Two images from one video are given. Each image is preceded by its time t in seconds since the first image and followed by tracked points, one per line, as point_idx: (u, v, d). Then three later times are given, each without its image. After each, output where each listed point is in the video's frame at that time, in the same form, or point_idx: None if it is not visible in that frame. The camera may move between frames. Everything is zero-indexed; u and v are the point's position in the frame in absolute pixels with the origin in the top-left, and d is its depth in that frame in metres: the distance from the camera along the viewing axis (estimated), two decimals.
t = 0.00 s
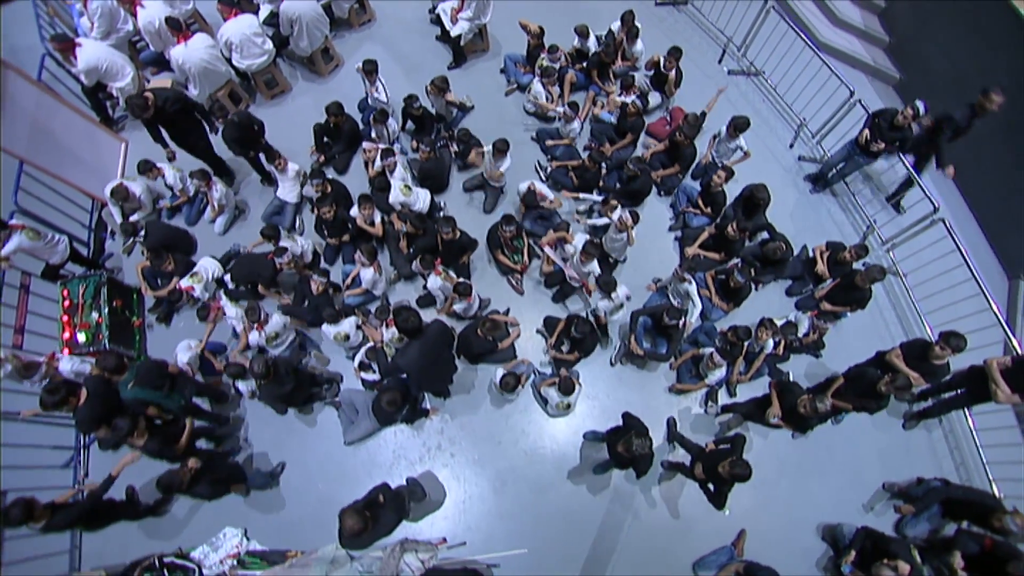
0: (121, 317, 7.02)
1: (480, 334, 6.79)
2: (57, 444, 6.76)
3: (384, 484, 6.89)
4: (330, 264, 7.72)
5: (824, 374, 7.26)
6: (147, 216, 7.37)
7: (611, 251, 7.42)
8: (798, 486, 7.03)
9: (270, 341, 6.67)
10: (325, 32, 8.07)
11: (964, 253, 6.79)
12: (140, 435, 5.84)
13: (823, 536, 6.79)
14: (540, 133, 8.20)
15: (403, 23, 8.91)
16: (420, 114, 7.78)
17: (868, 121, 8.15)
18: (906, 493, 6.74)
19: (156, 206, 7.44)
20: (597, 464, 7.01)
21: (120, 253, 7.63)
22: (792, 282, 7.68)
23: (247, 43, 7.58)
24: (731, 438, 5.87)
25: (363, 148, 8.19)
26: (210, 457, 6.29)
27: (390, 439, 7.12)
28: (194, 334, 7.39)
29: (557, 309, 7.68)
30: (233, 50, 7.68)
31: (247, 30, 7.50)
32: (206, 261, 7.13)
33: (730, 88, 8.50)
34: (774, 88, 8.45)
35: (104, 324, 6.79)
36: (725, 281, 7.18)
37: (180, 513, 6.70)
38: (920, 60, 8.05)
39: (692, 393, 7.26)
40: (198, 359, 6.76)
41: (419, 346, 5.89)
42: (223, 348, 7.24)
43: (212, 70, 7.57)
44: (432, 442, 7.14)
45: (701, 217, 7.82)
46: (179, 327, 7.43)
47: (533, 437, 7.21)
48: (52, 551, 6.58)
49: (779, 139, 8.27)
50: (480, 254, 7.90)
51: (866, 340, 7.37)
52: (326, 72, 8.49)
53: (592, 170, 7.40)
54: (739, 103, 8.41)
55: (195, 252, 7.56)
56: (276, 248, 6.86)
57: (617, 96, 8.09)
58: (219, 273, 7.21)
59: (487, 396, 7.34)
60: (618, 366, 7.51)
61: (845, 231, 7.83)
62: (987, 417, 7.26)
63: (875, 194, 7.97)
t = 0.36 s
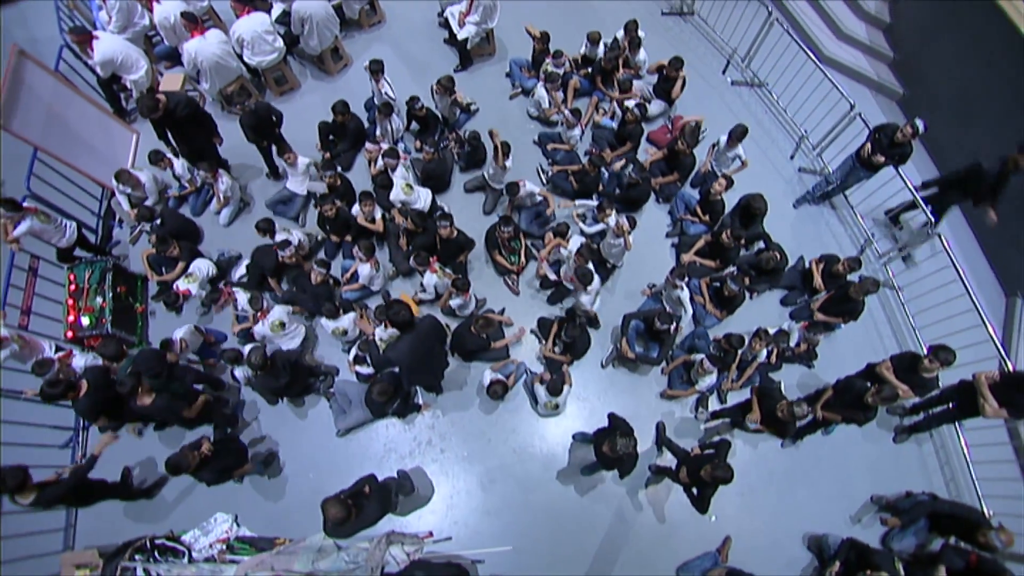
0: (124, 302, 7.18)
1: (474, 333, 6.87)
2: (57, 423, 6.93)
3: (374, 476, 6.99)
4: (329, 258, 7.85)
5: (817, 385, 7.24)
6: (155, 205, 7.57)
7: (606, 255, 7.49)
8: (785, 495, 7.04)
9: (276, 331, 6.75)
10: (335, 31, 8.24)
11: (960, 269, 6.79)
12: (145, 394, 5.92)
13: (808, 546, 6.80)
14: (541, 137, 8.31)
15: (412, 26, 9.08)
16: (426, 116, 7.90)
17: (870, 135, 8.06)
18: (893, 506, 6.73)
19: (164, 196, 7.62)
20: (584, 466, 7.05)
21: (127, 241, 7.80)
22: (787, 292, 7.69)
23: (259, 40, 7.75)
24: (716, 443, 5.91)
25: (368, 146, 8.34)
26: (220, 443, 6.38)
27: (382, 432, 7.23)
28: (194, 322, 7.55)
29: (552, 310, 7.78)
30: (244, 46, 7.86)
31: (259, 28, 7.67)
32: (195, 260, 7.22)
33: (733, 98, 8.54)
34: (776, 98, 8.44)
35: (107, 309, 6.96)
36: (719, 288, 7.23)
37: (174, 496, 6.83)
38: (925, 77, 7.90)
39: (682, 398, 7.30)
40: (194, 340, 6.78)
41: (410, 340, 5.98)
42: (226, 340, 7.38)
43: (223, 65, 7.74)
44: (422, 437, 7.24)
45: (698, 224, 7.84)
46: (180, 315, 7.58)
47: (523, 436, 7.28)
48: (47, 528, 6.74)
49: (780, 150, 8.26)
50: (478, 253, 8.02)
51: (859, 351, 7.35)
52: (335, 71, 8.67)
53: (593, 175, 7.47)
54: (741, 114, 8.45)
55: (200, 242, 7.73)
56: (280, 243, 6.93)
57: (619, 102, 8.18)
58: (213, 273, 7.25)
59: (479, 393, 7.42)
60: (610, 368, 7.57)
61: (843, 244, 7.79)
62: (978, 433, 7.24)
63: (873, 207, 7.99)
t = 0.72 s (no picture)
0: (126, 302, 7.32)
1: (467, 344, 6.92)
2: (54, 419, 7.05)
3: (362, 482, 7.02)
4: (329, 266, 7.99)
5: (809, 407, 7.20)
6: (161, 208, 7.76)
7: (601, 271, 7.58)
8: (774, 517, 6.98)
9: (298, 324, 6.98)
10: (345, 46, 8.48)
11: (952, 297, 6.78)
12: (152, 378, 5.93)
13: (797, 569, 6.71)
14: (542, 154, 8.45)
15: (421, 43, 9.32)
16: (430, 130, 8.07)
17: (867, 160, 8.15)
18: (883, 531, 6.65)
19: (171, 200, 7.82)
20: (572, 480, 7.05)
21: (133, 243, 7.98)
22: (781, 313, 7.69)
23: (270, 52, 7.99)
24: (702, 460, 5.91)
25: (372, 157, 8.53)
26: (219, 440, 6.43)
27: (372, 439, 7.28)
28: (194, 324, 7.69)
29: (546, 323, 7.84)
30: (256, 58, 8.10)
31: (271, 41, 7.92)
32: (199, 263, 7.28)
33: (733, 121, 8.65)
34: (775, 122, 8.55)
35: (110, 307, 7.09)
36: (713, 308, 7.24)
37: (164, 496, 6.90)
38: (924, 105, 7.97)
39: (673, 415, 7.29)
40: (186, 334, 6.92)
41: (400, 346, 6.06)
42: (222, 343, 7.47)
43: (234, 75, 7.97)
44: (412, 446, 7.27)
45: (694, 244, 7.89)
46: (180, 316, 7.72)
47: (513, 448, 7.29)
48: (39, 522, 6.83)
49: (778, 173, 8.34)
50: (476, 265, 8.12)
51: (852, 374, 7.31)
52: (343, 84, 8.91)
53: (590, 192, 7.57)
54: (740, 137, 8.55)
55: (204, 246, 7.91)
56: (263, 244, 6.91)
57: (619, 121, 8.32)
58: (213, 277, 7.36)
59: (471, 403, 7.48)
60: (601, 383, 7.60)
61: (838, 267, 7.81)
62: (972, 461, 7.17)
63: (869, 232, 8.00)
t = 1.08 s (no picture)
0: (129, 312, 7.49)
1: (461, 366, 6.95)
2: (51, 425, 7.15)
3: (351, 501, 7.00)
4: (329, 284, 8.11)
5: (804, 439, 7.10)
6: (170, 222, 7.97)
7: (596, 297, 7.63)
8: (766, 552, 6.83)
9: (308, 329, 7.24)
10: (355, 72, 8.77)
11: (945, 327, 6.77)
12: (169, 381, 6.04)
13: None
14: (542, 181, 8.61)
15: (429, 72, 9.63)
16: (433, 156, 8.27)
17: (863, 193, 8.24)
18: (879, 570, 6.48)
19: (178, 215, 8.04)
20: (561, 506, 6.97)
21: (140, 256, 8.20)
22: (776, 344, 7.67)
23: (283, 77, 8.29)
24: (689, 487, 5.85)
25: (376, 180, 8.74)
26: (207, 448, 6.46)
27: (363, 457, 7.28)
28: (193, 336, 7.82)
29: (539, 346, 7.88)
30: (269, 82, 8.40)
31: (284, 66, 8.22)
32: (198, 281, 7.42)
33: (732, 154, 8.78)
34: (773, 156, 8.68)
35: (112, 316, 7.25)
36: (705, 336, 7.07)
37: (153, 506, 6.93)
38: (918, 138, 8.08)
39: (665, 444, 7.24)
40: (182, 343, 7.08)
41: (389, 364, 6.11)
42: (220, 356, 7.65)
43: (247, 98, 8.26)
44: (402, 465, 7.26)
45: (689, 272, 7.93)
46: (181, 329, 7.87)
47: (502, 471, 7.25)
48: (28, 528, 6.86)
49: (775, 205, 8.42)
50: (473, 288, 8.22)
51: (848, 407, 7.23)
52: (352, 109, 9.19)
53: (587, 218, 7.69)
54: (739, 169, 8.66)
55: (208, 260, 8.09)
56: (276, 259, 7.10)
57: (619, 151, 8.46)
58: (211, 295, 7.45)
59: (463, 424, 7.49)
60: (593, 409, 7.58)
61: (835, 299, 7.80)
62: (972, 502, 7.00)
63: (866, 265, 8.01)
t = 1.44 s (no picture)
0: (131, 325, 7.61)
1: (455, 389, 6.93)
2: (46, 434, 7.22)
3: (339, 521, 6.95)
4: (327, 303, 8.22)
5: (798, 472, 6.99)
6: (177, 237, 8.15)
7: (591, 323, 7.66)
8: None
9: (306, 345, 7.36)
10: (364, 100, 9.06)
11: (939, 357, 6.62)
12: (167, 394, 6.08)
13: None
14: (542, 208, 8.75)
15: (436, 102, 9.91)
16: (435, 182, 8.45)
17: (861, 228, 8.27)
18: None
19: (185, 232, 8.24)
20: (550, 534, 6.86)
21: (146, 271, 8.38)
22: (772, 376, 7.61)
23: (294, 102, 8.57)
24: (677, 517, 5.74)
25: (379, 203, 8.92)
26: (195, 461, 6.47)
27: (352, 477, 7.26)
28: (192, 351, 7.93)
29: (534, 371, 7.88)
30: (280, 107, 8.69)
31: (295, 92, 8.52)
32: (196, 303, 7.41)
33: (730, 187, 8.88)
34: (772, 190, 8.76)
35: (115, 328, 7.37)
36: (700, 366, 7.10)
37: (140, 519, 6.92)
38: (917, 175, 8.15)
39: (657, 474, 7.15)
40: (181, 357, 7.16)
41: (379, 383, 6.14)
42: (218, 371, 7.73)
43: (258, 122, 8.54)
44: (391, 486, 7.22)
45: (685, 302, 7.95)
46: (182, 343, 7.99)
47: (492, 497, 7.17)
48: (14, 536, 6.86)
49: (773, 238, 8.47)
50: (470, 311, 8.29)
51: (844, 441, 7.12)
52: (359, 135, 9.46)
53: (584, 245, 7.77)
54: (737, 202, 8.75)
55: (211, 277, 8.26)
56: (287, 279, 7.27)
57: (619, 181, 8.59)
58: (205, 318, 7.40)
59: (454, 447, 7.46)
60: (585, 436, 7.52)
61: (832, 333, 7.76)
62: (973, 545, 6.80)
63: (864, 299, 7.99)
